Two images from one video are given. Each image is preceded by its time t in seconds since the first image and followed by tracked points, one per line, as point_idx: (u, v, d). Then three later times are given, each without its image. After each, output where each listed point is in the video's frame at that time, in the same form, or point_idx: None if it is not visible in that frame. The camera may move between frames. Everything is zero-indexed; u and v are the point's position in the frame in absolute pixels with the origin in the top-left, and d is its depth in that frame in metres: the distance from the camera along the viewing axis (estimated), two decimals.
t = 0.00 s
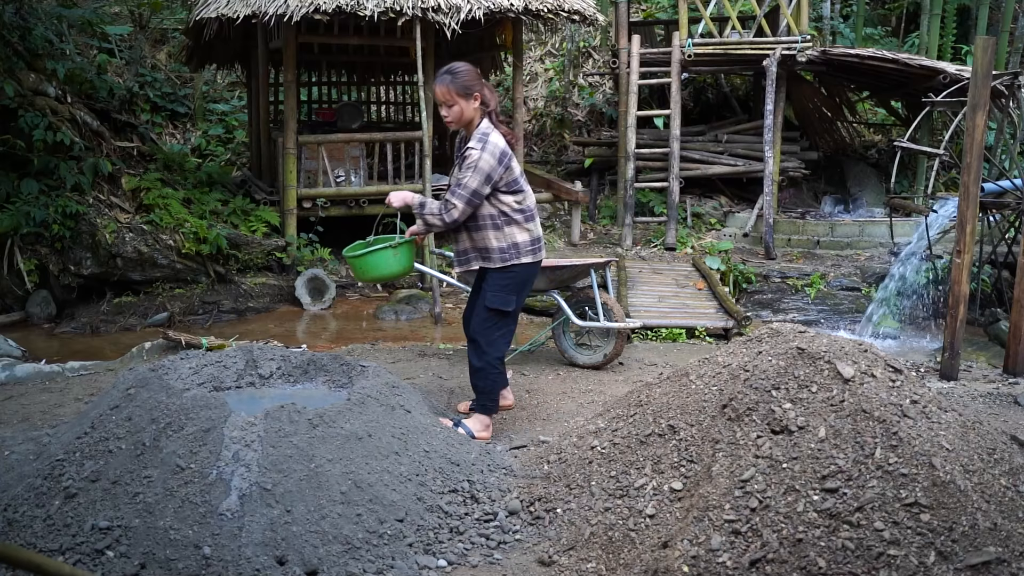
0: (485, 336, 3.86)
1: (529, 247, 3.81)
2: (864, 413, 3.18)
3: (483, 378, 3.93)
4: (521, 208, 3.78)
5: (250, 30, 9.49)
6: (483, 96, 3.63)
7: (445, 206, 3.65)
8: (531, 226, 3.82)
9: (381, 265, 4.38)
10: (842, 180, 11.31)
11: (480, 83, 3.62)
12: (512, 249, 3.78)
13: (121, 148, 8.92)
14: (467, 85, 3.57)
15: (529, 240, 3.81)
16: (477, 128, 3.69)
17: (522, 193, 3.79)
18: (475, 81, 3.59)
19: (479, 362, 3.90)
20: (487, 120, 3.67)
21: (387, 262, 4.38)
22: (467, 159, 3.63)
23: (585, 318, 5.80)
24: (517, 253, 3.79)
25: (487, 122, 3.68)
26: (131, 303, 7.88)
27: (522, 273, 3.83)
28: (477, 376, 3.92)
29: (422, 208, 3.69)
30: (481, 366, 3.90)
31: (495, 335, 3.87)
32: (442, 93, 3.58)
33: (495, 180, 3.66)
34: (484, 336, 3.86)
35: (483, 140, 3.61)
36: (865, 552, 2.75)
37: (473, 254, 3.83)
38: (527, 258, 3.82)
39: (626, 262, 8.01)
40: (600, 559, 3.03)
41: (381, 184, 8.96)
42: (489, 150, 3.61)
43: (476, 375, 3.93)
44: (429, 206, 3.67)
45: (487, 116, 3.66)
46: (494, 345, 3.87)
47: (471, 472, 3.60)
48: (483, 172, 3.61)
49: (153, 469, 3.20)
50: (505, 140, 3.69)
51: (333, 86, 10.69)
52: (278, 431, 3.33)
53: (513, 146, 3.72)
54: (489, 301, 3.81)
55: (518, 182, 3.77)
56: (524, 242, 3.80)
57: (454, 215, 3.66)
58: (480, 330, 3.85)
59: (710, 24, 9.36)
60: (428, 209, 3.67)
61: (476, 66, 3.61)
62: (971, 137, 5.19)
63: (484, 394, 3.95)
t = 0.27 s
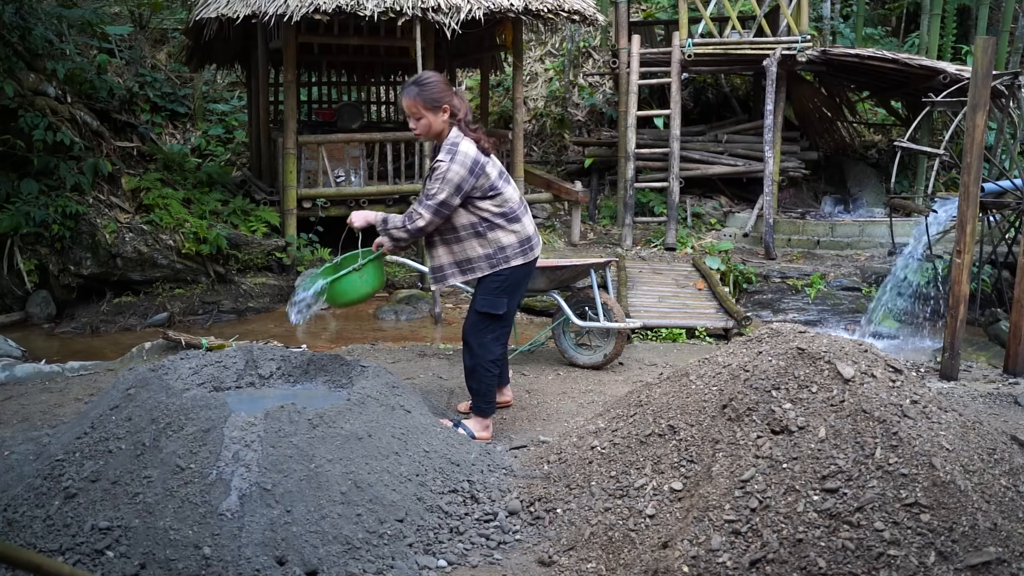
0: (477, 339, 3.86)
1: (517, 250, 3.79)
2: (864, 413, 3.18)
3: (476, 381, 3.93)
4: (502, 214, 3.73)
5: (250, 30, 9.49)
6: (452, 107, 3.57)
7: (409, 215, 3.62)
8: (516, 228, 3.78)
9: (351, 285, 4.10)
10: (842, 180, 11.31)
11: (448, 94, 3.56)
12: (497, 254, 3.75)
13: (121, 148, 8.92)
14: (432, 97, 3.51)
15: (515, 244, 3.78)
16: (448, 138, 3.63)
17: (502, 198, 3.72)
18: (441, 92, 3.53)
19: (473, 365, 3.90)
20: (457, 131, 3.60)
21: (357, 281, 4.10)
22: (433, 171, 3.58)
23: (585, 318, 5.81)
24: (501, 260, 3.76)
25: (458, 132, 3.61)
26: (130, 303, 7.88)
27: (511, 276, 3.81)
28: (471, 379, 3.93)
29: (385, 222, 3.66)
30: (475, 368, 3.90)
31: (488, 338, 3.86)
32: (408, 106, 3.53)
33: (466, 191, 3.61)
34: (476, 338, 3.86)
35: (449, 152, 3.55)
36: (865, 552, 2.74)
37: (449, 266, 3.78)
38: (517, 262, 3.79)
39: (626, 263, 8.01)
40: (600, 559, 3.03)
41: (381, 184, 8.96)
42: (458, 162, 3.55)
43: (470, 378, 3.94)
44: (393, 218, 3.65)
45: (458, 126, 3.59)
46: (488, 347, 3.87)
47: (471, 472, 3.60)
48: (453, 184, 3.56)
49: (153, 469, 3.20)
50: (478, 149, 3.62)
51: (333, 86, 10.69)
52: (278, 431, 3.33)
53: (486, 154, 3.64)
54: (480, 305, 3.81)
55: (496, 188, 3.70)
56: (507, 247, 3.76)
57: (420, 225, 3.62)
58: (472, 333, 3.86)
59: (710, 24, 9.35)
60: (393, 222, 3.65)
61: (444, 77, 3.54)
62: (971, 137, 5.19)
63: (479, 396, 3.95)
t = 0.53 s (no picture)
0: (478, 339, 3.87)
1: (516, 250, 3.78)
2: (864, 412, 3.18)
3: (478, 381, 3.93)
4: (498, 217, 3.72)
5: (250, 30, 9.49)
6: (435, 120, 3.53)
7: (397, 226, 3.61)
8: (513, 229, 3.77)
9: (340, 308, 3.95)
10: (842, 180, 11.32)
11: (431, 108, 3.52)
12: (497, 257, 3.75)
13: (121, 148, 8.92)
14: (413, 112, 3.48)
15: (514, 244, 3.77)
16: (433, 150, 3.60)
17: (495, 201, 3.70)
18: (422, 106, 3.50)
19: (474, 365, 3.91)
20: (442, 142, 3.57)
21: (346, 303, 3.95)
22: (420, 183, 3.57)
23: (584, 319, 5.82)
24: (502, 263, 3.76)
25: (443, 144, 3.58)
26: (130, 303, 7.89)
27: (512, 277, 3.81)
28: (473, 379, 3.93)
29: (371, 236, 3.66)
30: (477, 368, 3.91)
31: (490, 337, 3.87)
32: (390, 120, 3.51)
33: (456, 200, 3.59)
34: (477, 338, 3.87)
35: (435, 164, 3.53)
36: (865, 552, 2.74)
37: (449, 273, 3.77)
38: (517, 262, 3.80)
39: (626, 263, 8.01)
40: (600, 559, 3.03)
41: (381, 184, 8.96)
42: (446, 173, 3.53)
43: (472, 377, 3.94)
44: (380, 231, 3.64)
45: (443, 138, 3.56)
46: (489, 347, 3.87)
47: (471, 472, 3.60)
48: (441, 195, 3.54)
49: (153, 469, 3.20)
50: (465, 158, 3.59)
51: (333, 86, 10.69)
52: (278, 431, 3.33)
53: (474, 162, 3.61)
54: (480, 306, 3.82)
55: (488, 193, 3.68)
56: (507, 249, 3.76)
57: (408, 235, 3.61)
58: (473, 333, 3.87)
59: (710, 24, 9.35)
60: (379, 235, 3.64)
61: (426, 90, 3.51)
62: (971, 137, 5.19)
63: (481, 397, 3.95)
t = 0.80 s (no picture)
0: (473, 339, 3.87)
1: (514, 252, 3.79)
2: (864, 413, 3.18)
3: (474, 381, 3.94)
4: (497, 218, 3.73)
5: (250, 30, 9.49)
6: (432, 122, 3.54)
7: (396, 228, 3.58)
8: (511, 230, 3.78)
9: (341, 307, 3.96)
10: (842, 180, 11.32)
11: (427, 110, 3.53)
12: (495, 258, 3.75)
13: (121, 148, 8.92)
14: (410, 114, 3.48)
15: (511, 245, 3.78)
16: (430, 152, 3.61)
17: (493, 202, 3.71)
18: (419, 109, 3.50)
19: (471, 365, 3.91)
20: (440, 144, 3.57)
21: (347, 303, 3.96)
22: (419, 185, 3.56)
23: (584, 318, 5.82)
24: (500, 264, 3.76)
25: (440, 146, 3.58)
26: (130, 303, 7.89)
27: (508, 278, 3.81)
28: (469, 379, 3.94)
29: (369, 238, 3.62)
30: (473, 368, 3.91)
31: (485, 338, 3.88)
32: (387, 124, 3.50)
33: (456, 201, 3.59)
34: (472, 339, 3.88)
35: (434, 166, 3.53)
36: (865, 552, 2.74)
37: (447, 276, 3.77)
38: (512, 262, 3.80)
39: (626, 263, 8.01)
40: (600, 559, 3.03)
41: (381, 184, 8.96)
42: (446, 175, 3.53)
43: (468, 377, 3.95)
44: (378, 233, 3.61)
45: (440, 140, 3.57)
46: (485, 347, 3.88)
47: (471, 472, 3.60)
48: (442, 197, 3.54)
49: (153, 470, 3.20)
50: (463, 159, 3.60)
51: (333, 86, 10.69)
52: (278, 431, 3.33)
53: (471, 163, 3.62)
54: (475, 307, 3.82)
55: (486, 194, 3.69)
56: (505, 251, 3.76)
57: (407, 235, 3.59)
58: (467, 334, 3.88)
59: (710, 24, 9.36)
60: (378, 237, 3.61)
61: (422, 93, 3.51)
62: (971, 137, 5.19)
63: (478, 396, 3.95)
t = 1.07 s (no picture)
0: (473, 338, 3.88)
1: (513, 250, 3.80)
2: (864, 413, 3.18)
3: (475, 379, 3.94)
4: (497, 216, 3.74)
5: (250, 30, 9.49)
6: (435, 121, 3.52)
7: (402, 227, 3.60)
8: (510, 229, 3.79)
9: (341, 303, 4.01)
10: (842, 180, 11.32)
11: (431, 110, 3.51)
12: (496, 256, 3.75)
13: (121, 148, 8.92)
14: (414, 114, 3.46)
15: (511, 244, 3.79)
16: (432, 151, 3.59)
17: (494, 201, 3.72)
18: (423, 108, 3.48)
19: (470, 364, 3.91)
20: (442, 143, 3.57)
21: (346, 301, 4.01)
22: (424, 184, 3.56)
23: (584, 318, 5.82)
24: (501, 262, 3.77)
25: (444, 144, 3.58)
26: (130, 303, 7.89)
27: (507, 275, 3.82)
28: (468, 378, 3.94)
29: (375, 237, 3.65)
30: (473, 368, 3.91)
31: (484, 336, 3.88)
32: (391, 123, 3.47)
33: (461, 199, 3.61)
34: (471, 338, 3.87)
35: (438, 165, 3.52)
36: (865, 552, 2.74)
37: (449, 274, 3.77)
38: (511, 260, 3.80)
39: (626, 263, 8.01)
40: (600, 559, 3.03)
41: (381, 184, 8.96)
42: (451, 173, 3.54)
43: (467, 377, 3.95)
44: (385, 233, 3.62)
45: (443, 139, 3.56)
46: (485, 346, 3.88)
47: (471, 472, 3.60)
48: (447, 195, 3.55)
49: (153, 470, 3.20)
50: (466, 158, 3.61)
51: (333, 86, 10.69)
52: (278, 431, 3.33)
53: (473, 161, 3.64)
54: (474, 306, 3.82)
55: (488, 193, 3.71)
56: (506, 249, 3.77)
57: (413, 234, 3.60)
58: (467, 333, 3.88)
59: (710, 24, 9.36)
60: (384, 236, 3.62)
61: (425, 92, 3.49)
62: (971, 137, 5.19)
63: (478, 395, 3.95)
